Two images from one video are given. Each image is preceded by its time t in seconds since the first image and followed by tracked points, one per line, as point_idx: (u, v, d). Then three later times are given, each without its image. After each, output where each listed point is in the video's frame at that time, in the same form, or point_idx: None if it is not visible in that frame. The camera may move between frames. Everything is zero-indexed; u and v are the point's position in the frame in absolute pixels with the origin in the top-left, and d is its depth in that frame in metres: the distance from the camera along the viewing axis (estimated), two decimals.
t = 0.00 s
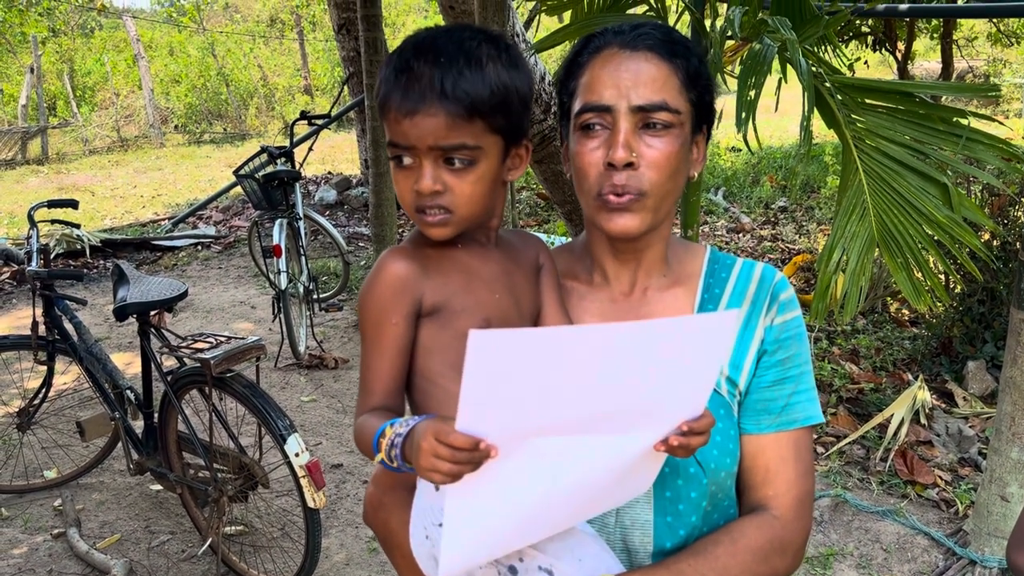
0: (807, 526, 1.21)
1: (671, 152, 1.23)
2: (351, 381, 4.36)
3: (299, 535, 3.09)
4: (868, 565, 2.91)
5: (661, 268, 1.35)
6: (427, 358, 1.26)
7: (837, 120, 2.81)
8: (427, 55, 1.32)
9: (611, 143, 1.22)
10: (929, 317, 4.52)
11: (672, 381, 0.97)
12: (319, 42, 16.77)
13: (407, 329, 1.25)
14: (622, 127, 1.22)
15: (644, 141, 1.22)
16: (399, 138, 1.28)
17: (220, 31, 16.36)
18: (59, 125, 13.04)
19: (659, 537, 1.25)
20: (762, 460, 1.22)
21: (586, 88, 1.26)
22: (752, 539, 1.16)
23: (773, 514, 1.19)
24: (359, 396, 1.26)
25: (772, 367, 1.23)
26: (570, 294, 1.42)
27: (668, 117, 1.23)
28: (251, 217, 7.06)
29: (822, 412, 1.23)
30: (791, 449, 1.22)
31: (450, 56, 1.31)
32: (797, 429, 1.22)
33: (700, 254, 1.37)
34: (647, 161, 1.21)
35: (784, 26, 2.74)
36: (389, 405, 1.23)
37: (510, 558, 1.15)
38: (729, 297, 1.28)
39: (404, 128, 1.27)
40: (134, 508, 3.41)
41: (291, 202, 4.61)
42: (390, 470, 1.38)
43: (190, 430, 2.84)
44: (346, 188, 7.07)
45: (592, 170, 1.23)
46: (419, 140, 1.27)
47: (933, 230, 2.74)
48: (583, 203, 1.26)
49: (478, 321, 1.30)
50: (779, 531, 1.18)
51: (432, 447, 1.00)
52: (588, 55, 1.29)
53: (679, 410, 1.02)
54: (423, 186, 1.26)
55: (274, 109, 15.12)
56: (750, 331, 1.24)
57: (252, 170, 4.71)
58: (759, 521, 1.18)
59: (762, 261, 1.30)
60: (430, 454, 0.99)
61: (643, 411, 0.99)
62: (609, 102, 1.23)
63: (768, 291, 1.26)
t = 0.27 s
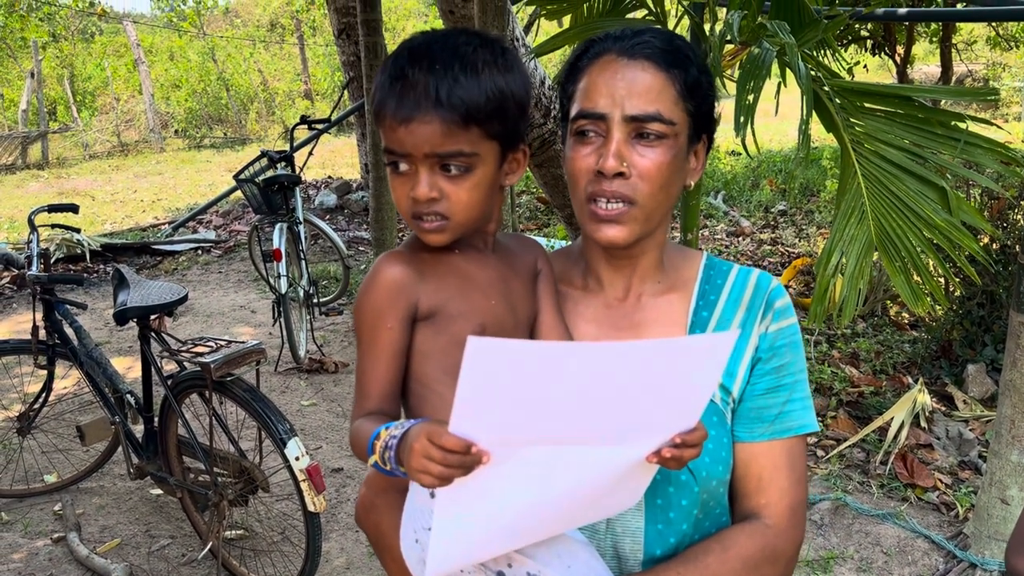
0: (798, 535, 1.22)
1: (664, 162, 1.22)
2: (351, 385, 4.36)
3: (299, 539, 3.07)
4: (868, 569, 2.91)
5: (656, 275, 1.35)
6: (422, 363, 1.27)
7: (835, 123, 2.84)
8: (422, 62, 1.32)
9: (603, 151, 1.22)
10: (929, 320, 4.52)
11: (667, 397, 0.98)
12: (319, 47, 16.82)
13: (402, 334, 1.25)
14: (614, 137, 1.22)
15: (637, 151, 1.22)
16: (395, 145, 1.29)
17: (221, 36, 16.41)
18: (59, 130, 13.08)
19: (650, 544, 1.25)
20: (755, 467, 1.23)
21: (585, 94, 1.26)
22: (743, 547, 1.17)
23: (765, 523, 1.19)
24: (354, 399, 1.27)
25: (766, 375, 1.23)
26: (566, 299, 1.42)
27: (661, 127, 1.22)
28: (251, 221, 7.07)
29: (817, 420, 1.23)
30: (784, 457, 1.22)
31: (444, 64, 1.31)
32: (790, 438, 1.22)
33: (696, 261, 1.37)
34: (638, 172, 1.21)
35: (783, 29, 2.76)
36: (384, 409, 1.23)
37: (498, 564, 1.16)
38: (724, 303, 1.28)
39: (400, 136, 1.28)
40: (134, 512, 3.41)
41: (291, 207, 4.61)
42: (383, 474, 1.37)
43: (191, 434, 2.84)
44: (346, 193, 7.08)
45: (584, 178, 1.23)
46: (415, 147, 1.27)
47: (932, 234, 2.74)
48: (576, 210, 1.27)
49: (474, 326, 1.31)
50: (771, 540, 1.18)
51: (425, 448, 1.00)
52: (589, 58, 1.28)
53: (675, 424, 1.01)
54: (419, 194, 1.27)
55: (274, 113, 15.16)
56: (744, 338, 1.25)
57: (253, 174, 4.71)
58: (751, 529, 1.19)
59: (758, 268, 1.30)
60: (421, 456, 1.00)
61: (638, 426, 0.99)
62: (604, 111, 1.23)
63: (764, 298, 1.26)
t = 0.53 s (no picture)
0: (789, 545, 1.22)
1: (662, 170, 1.22)
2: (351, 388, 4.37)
3: (300, 541, 3.07)
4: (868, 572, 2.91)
5: (652, 282, 1.35)
6: (416, 366, 1.28)
7: (834, 127, 2.86)
8: (419, 71, 1.32)
9: (599, 160, 1.22)
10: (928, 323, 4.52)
11: (636, 399, 1.00)
12: (320, 50, 16.85)
13: (396, 337, 1.27)
14: (611, 146, 1.22)
15: (634, 160, 1.22)
16: (394, 156, 1.29)
17: (222, 39, 16.45)
18: (59, 133, 13.10)
19: (639, 551, 1.25)
20: (747, 476, 1.23)
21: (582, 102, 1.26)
22: (733, 557, 1.17)
23: (756, 532, 1.20)
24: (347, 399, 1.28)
25: (760, 384, 1.24)
26: (563, 305, 1.42)
27: (658, 136, 1.22)
28: (251, 225, 7.08)
29: (811, 430, 1.24)
30: (777, 466, 1.23)
31: (442, 74, 1.31)
32: (784, 447, 1.23)
33: (693, 268, 1.37)
34: (634, 181, 1.21)
35: (781, 34, 2.77)
36: (375, 409, 1.25)
37: (483, 568, 1.18)
38: (720, 311, 1.28)
39: (399, 148, 1.28)
40: (133, 515, 3.41)
41: (291, 210, 4.62)
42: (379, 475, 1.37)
43: (191, 437, 2.84)
44: (346, 196, 7.10)
45: (581, 188, 1.24)
46: (415, 158, 1.28)
47: (931, 237, 2.74)
48: (573, 218, 1.27)
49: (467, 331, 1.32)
50: (762, 550, 1.19)
51: (395, 435, 1.04)
52: (586, 65, 1.28)
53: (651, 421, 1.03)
54: (420, 203, 1.28)
55: (275, 117, 15.17)
56: (739, 346, 1.25)
57: (253, 178, 4.72)
58: (742, 538, 1.19)
59: (754, 275, 1.30)
60: (391, 442, 1.04)
61: (607, 425, 1.01)
62: (600, 119, 1.23)
63: (759, 305, 1.26)
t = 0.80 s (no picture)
0: (792, 554, 1.22)
1: (666, 179, 1.22)
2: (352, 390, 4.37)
3: (301, 543, 3.07)
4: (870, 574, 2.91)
5: (656, 287, 1.35)
6: (418, 370, 1.28)
7: (837, 130, 2.84)
8: (415, 78, 1.32)
9: (603, 169, 1.22)
10: (930, 325, 4.53)
11: (638, 406, 1.00)
12: (321, 52, 16.87)
13: (398, 340, 1.27)
14: (616, 155, 1.22)
15: (638, 170, 1.21)
16: (394, 163, 1.29)
17: (223, 41, 16.47)
18: (61, 134, 13.11)
19: (640, 558, 1.25)
20: (752, 485, 1.23)
21: (589, 108, 1.25)
22: (735, 565, 1.18)
23: (759, 542, 1.20)
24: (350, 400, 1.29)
25: (767, 391, 1.24)
26: (568, 309, 1.42)
27: (665, 145, 1.21)
28: (253, 226, 7.08)
29: (817, 438, 1.24)
30: (783, 475, 1.23)
31: (438, 79, 1.30)
32: (789, 455, 1.23)
33: (698, 274, 1.36)
34: (638, 190, 1.20)
35: (784, 36, 2.77)
36: (379, 412, 1.26)
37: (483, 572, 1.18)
38: (726, 317, 1.27)
39: (399, 155, 1.28)
40: (135, 517, 3.41)
41: (293, 212, 4.62)
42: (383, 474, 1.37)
43: (193, 439, 2.84)
44: (347, 198, 7.10)
45: (585, 196, 1.24)
46: (415, 165, 1.28)
47: (934, 239, 2.75)
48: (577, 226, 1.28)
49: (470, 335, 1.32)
50: (764, 559, 1.19)
51: (396, 433, 1.04)
52: (593, 71, 1.28)
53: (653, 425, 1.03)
54: (421, 210, 1.29)
55: (276, 118, 15.17)
56: (745, 352, 1.25)
57: (255, 180, 4.72)
58: (745, 547, 1.19)
59: (761, 282, 1.30)
60: (393, 440, 1.04)
61: (608, 432, 1.01)
62: (605, 127, 1.22)
63: (766, 312, 1.26)
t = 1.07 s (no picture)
0: (819, 556, 1.08)
1: (670, 183, 1.18)
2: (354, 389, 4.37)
3: (303, 543, 3.08)
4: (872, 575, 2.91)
5: (658, 287, 1.32)
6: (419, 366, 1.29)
7: (839, 130, 2.84)
8: (414, 79, 1.32)
9: (604, 173, 1.18)
10: (932, 326, 4.52)
11: (619, 380, 0.99)
12: (323, 52, 16.90)
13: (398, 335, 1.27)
14: (618, 158, 1.18)
15: (641, 173, 1.17)
16: (395, 165, 1.29)
17: (225, 41, 16.50)
18: (63, 134, 13.14)
19: (637, 558, 1.22)
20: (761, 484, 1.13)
21: (594, 109, 1.21)
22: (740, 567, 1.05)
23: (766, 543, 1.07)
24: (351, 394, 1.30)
25: (766, 383, 1.17)
26: (570, 308, 1.42)
27: (667, 149, 1.17)
28: (255, 226, 7.09)
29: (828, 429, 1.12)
30: (795, 466, 1.11)
31: (436, 80, 1.31)
32: (797, 447, 1.11)
33: (704, 272, 1.33)
34: (640, 194, 1.17)
35: (786, 36, 2.76)
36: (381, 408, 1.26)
37: (472, 568, 1.15)
38: (727, 315, 1.23)
39: (399, 157, 1.28)
40: (137, 516, 3.41)
41: (295, 212, 4.63)
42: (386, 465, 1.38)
43: (195, 438, 2.84)
44: (349, 198, 7.12)
45: (586, 198, 1.21)
46: (416, 167, 1.28)
47: (936, 239, 2.75)
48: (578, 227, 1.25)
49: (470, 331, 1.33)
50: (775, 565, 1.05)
51: (377, 399, 1.03)
52: (598, 71, 1.23)
53: (632, 401, 1.02)
54: (424, 211, 1.29)
55: (278, 118, 15.19)
56: (743, 348, 1.21)
57: (257, 180, 4.72)
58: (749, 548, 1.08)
59: (768, 280, 1.26)
60: (374, 406, 1.03)
61: (585, 404, 1.00)
62: (608, 129, 1.18)
63: (767, 307, 1.22)
